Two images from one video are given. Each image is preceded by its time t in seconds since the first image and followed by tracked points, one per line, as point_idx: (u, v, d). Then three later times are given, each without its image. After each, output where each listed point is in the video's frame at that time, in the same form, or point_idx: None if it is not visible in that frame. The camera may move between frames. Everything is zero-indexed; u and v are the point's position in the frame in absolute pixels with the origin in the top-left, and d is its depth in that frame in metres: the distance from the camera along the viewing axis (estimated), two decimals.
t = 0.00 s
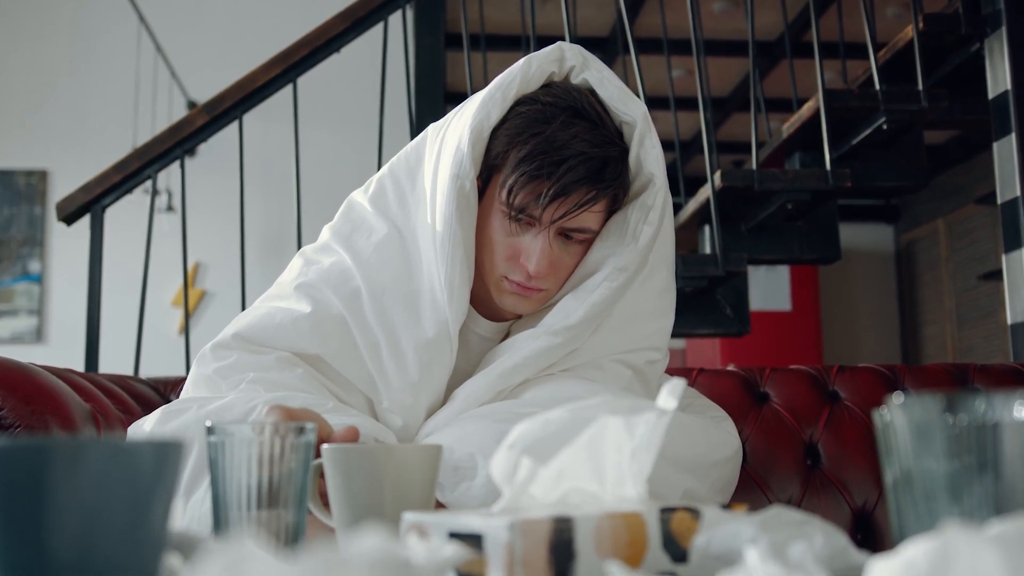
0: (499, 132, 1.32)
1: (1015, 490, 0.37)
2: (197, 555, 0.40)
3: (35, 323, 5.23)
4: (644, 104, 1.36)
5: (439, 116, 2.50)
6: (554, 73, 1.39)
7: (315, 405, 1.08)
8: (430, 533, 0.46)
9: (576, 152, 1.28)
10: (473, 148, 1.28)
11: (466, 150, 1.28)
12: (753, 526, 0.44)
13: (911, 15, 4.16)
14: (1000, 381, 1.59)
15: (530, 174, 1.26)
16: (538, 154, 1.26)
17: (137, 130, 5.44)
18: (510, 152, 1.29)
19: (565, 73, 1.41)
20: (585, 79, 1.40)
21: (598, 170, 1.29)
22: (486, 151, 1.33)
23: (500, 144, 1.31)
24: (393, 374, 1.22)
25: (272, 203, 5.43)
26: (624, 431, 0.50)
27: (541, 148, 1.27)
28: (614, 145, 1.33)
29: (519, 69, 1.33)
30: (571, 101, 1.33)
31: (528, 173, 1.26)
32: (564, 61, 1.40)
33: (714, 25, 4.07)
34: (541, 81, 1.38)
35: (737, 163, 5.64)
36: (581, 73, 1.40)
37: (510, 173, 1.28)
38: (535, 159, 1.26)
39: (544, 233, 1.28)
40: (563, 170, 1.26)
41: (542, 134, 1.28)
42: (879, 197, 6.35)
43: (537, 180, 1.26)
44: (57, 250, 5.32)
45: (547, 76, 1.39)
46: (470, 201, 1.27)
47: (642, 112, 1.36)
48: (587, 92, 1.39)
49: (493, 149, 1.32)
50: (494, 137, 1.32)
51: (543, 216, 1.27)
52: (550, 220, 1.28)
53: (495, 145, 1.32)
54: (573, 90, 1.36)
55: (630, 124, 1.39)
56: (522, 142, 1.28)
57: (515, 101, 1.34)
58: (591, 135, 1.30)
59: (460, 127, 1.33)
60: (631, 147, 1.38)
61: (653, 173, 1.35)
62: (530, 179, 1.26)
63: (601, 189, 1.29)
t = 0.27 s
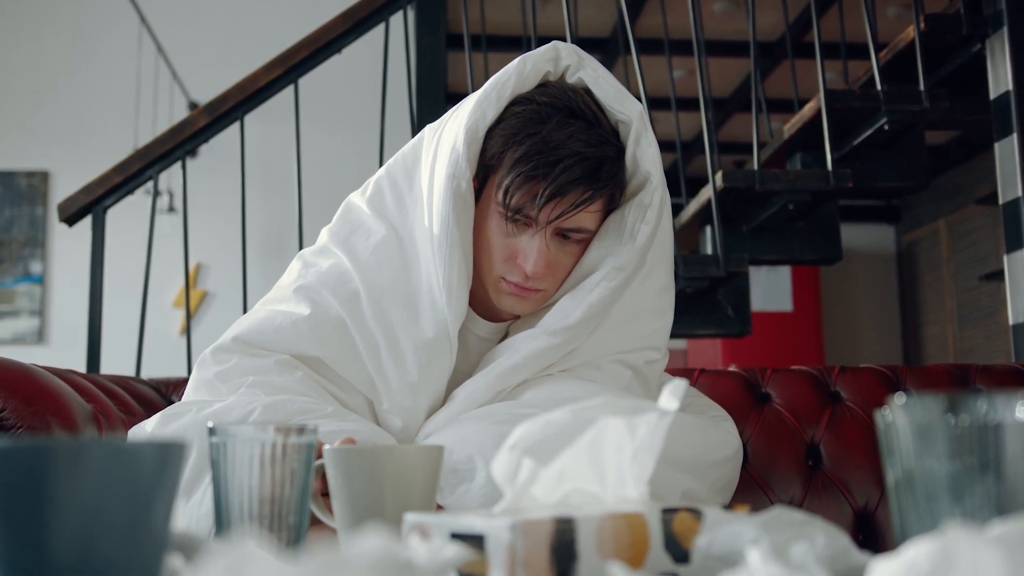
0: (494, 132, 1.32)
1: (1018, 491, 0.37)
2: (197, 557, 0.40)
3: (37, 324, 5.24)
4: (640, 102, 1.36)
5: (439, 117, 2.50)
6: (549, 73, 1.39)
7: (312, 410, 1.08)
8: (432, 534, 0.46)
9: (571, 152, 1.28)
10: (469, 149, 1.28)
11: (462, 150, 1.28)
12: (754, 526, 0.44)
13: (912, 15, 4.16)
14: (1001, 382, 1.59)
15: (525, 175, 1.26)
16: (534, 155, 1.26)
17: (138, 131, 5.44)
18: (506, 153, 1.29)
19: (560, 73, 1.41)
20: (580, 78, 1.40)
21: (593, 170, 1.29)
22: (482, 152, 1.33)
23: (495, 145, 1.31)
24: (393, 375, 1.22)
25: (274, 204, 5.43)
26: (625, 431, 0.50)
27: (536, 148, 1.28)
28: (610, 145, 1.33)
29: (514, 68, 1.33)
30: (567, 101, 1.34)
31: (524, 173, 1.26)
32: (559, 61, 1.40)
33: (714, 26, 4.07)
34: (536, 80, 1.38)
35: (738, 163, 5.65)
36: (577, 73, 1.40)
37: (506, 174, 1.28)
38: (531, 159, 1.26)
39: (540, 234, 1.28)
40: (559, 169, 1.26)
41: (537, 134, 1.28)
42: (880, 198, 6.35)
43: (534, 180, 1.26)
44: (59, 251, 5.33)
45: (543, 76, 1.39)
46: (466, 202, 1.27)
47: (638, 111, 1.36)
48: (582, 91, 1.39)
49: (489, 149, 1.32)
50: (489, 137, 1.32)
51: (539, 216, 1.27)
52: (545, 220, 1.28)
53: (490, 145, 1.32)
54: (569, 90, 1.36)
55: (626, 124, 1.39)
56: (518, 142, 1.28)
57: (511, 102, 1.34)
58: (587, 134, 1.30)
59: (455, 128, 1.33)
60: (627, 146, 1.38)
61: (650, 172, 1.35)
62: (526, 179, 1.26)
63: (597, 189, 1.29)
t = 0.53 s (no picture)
0: (489, 131, 1.32)
1: (1016, 491, 0.37)
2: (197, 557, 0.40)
3: (36, 324, 5.24)
4: (635, 101, 1.36)
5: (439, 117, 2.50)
6: (544, 72, 1.39)
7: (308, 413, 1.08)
8: (431, 533, 0.46)
9: (567, 151, 1.28)
10: (464, 148, 1.28)
11: (457, 150, 1.28)
12: (754, 526, 0.44)
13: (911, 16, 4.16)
14: (1001, 382, 1.59)
15: (521, 174, 1.26)
16: (529, 154, 1.27)
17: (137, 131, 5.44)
18: (501, 152, 1.30)
19: (555, 72, 1.41)
20: (576, 77, 1.40)
21: (589, 170, 1.29)
22: (477, 152, 1.34)
23: (490, 144, 1.31)
24: (391, 376, 1.22)
25: (273, 204, 5.43)
26: (625, 432, 0.50)
27: (531, 148, 1.28)
28: (605, 144, 1.33)
29: (509, 68, 1.34)
30: (562, 100, 1.34)
31: (519, 173, 1.26)
32: (554, 60, 1.41)
33: (714, 26, 4.07)
34: (531, 80, 1.38)
35: (738, 163, 5.65)
36: (572, 72, 1.40)
37: (502, 174, 1.28)
38: (526, 159, 1.26)
39: (535, 233, 1.29)
40: (554, 169, 1.26)
41: (532, 133, 1.28)
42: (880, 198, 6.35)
43: (529, 180, 1.26)
44: (59, 251, 5.33)
45: (538, 76, 1.39)
46: (461, 202, 1.27)
47: (634, 109, 1.36)
48: (578, 90, 1.39)
49: (485, 149, 1.32)
50: (485, 137, 1.32)
51: (534, 216, 1.27)
52: (541, 220, 1.29)
53: (486, 145, 1.32)
54: (564, 89, 1.36)
55: (621, 123, 1.39)
56: (514, 141, 1.28)
57: (506, 101, 1.34)
58: (582, 134, 1.30)
59: (451, 128, 1.33)
60: (623, 145, 1.38)
61: (646, 171, 1.35)
62: (521, 179, 1.26)
63: (592, 189, 1.29)
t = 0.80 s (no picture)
0: (487, 132, 1.32)
1: (1017, 491, 0.37)
2: (197, 558, 0.40)
3: (36, 325, 5.24)
4: (633, 101, 1.36)
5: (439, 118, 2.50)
6: (542, 72, 1.39)
7: (307, 415, 1.08)
8: (431, 534, 0.46)
9: (565, 152, 1.28)
10: (462, 149, 1.28)
11: (455, 151, 1.28)
12: (754, 527, 0.44)
13: (911, 16, 4.16)
14: (1001, 383, 1.59)
15: (518, 176, 1.26)
16: (527, 155, 1.27)
17: (138, 131, 5.44)
18: (499, 153, 1.30)
19: (553, 72, 1.41)
20: (573, 78, 1.40)
21: (587, 170, 1.29)
22: (475, 153, 1.34)
23: (488, 145, 1.31)
24: (390, 376, 1.22)
25: (273, 205, 5.43)
26: (625, 432, 0.50)
27: (529, 148, 1.28)
28: (603, 145, 1.34)
29: (506, 68, 1.34)
30: (560, 100, 1.34)
31: (517, 174, 1.26)
32: (552, 60, 1.41)
33: (714, 26, 4.07)
34: (529, 80, 1.38)
35: (737, 164, 5.65)
36: (570, 72, 1.40)
37: (499, 175, 1.29)
38: (524, 160, 1.26)
39: (534, 234, 1.29)
40: (552, 170, 1.26)
41: (530, 134, 1.28)
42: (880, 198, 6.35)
43: (526, 182, 1.26)
44: (59, 252, 5.33)
45: (536, 76, 1.39)
46: (459, 203, 1.27)
47: (632, 110, 1.36)
48: (576, 91, 1.39)
49: (483, 150, 1.32)
50: (482, 138, 1.32)
51: (533, 217, 1.28)
52: (539, 221, 1.29)
53: (483, 146, 1.32)
54: (562, 90, 1.36)
55: (619, 123, 1.39)
56: (512, 142, 1.29)
57: (503, 102, 1.35)
58: (580, 134, 1.30)
59: (448, 128, 1.34)
60: (621, 145, 1.38)
61: (644, 171, 1.35)
62: (519, 180, 1.26)
63: (590, 189, 1.29)
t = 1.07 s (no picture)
0: (485, 133, 1.32)
1: (1016, 492, 0.37)
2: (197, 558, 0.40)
3: (36, 326, 5.23)
4: (631, 102, 1.36)
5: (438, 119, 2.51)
6: (539, 73, 1.39)
7: (307, 417, 1.08)
8: (431, 535, 0.46)
9: (562, 153, 1.28)
10: (459, 151, 1.28)
11: (453, 153, 1.28)
12: (753, 528, 0.44)
13: (910, 17, 4.16)
14: (1001, 383, 1.59)
15: (516, 177, 1.26)
16: (525, 157, 1.27)
17: (137, 132, 5.44)
18: (497, 155, 1.30)
19: (550, 73, 1.41)
20: (571, 79, 1.40)
21: (585, 171, 1.29)
22: (473, 155, 1.34)
23: (485, 147, 1.31)
24: (389, 378, 1.21)
25: (273, 206, 5.44)
26: (624, 433, 0.50)
27: (526, 150, 1.28)
28: (601, 146, 1.34)
29: (503, 70, 1.34)
30: (557, 101, 1.34)
31: (514, 176, 1.26)
32: (549, 61, 1.41)
33: (713, 28, 4.07)
34: (527, 81, 1.38)
35: (737, 165, 5.65)
36: (567, 73, 1.40)
37: (497, 176, 1.29)
38: (521, 162, 1.26)
39: (531, 236, 1.29)
40: (549, 171, 1.26)
41: (528, 136, 1.28)
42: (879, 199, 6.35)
43: (524, 183, 1.27)
44: (58, 253, 5.33)
45: (534, 77, 1.39)
46: (457, 204, 1.27)
47: (630, 110, 1.36)
48: (574, 92, 1.39)
49: (480, 152, 1.32)
50: (480, 140, 1.32)
51: (530, 218, 1.28)
52: (537, 223, 1.29)
53: (481, 147, 1.32)
54: (560, 91, 1.36)
55: (617, 124, 1.39)
56: (509, 144, 1.29)
57: (501, 104, 1.35)
58: (577, 135, 1.30)
59: (446, 130, 1.34)
60: (619, 145, 1.38)
61: (642, 172, 1.35)
62: (516, 182, 1.26)
63: (588, 191, 1.29)
